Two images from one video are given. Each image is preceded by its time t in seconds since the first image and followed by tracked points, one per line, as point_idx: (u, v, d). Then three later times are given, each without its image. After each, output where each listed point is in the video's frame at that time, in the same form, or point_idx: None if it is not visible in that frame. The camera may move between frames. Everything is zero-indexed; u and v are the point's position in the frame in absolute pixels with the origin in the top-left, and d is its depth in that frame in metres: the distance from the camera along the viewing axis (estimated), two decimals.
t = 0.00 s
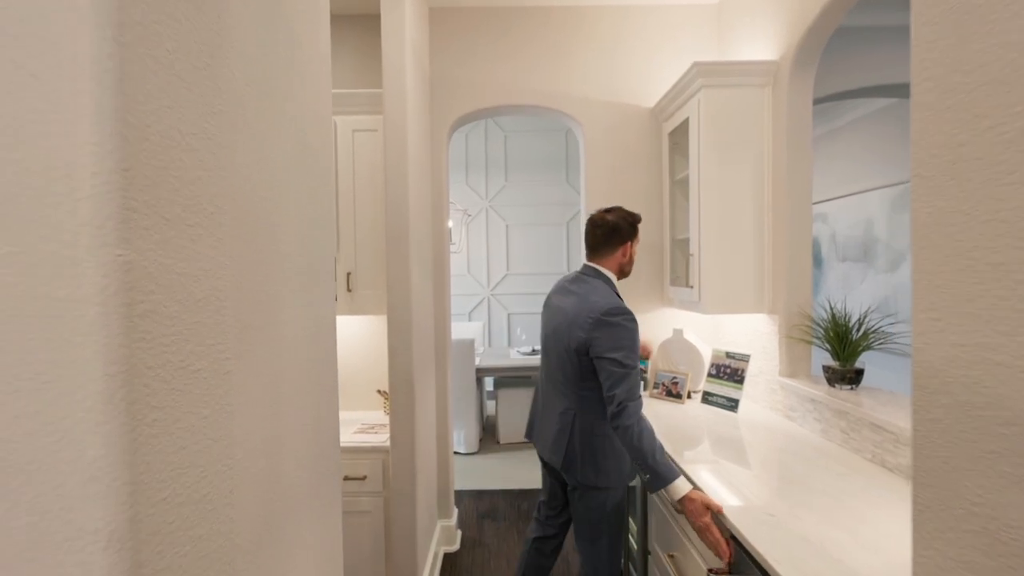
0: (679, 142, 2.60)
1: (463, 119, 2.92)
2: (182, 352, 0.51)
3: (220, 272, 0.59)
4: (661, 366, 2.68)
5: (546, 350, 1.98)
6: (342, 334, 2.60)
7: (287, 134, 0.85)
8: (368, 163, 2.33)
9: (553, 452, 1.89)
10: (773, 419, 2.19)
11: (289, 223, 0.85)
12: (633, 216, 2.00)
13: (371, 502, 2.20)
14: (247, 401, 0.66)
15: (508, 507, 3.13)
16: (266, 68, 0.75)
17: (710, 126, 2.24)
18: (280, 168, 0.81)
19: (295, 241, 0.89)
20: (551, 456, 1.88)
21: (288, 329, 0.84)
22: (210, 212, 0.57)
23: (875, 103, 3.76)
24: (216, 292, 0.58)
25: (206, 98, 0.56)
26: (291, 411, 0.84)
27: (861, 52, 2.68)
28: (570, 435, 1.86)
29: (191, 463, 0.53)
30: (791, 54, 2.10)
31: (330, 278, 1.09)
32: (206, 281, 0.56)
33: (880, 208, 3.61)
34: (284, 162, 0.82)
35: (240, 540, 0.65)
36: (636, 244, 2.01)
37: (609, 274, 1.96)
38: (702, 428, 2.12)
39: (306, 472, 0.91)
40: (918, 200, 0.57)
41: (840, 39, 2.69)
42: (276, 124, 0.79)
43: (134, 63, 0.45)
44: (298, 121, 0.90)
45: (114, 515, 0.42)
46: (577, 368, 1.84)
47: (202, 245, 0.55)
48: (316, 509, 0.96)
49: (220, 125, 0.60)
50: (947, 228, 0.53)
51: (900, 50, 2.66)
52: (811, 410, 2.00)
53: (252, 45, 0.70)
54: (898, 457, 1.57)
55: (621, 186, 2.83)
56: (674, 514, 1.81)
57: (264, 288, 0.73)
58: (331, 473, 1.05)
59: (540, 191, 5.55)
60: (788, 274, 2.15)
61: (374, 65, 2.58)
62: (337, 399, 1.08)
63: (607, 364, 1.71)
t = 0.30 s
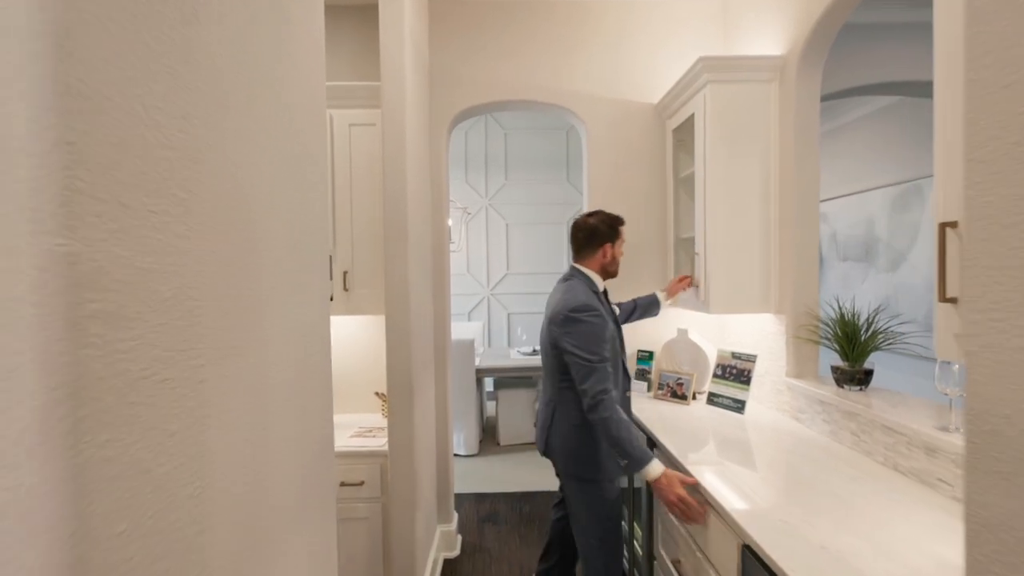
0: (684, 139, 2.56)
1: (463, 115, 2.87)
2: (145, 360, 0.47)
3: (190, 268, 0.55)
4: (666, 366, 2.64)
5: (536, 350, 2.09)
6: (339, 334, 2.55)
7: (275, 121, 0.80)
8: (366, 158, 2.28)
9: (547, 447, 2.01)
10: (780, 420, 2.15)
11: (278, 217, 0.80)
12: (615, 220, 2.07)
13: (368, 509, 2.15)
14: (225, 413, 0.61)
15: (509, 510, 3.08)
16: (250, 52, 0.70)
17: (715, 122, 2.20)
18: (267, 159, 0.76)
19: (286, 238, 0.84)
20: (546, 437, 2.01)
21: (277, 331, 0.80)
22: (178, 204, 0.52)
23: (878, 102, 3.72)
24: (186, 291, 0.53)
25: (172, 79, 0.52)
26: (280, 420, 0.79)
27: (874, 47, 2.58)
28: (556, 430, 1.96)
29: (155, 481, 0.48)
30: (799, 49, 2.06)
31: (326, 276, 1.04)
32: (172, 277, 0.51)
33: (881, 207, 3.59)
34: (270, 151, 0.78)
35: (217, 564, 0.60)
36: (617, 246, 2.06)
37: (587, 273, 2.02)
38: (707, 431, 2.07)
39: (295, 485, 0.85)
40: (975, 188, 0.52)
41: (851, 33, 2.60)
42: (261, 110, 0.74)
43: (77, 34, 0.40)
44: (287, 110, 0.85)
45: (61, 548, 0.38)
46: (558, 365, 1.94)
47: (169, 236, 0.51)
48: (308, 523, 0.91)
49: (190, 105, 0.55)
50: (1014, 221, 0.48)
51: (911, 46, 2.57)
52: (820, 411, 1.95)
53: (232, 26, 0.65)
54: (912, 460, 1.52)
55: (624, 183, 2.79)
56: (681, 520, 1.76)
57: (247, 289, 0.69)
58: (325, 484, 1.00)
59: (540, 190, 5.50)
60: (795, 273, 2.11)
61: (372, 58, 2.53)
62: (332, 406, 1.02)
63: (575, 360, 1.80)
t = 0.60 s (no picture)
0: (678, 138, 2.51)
1: (450, 112, 2.79)
2: (57, 390, 0.39)
3: (127, 277, 0.47)
4: (659, 369, 2.60)
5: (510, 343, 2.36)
6: (321, 338, 2.45)
7: (245, 109, 0.72)
8: (349, 154, 2.19)
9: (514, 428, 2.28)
10: (775, 424, 2.12)
11: (249, 218, 0.72)
12: (579, 225, 2.25)
13: (351, 521, 2.07)
14: (173, 445, 0.53)
15: (498, 517, 3.01)
16: (215, 31, 0.63)
17: (709, 121, 2.16)
18: (234, 152, 0.68)
19: (259, 240, 0.76)
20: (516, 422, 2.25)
21: (249, 343, 0.72)
22: (110, 202, 0.45)
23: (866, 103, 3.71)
24: (120, 303, 0.46)
25: (102, 54, 0.44)
26: (251, 441, 0.71)
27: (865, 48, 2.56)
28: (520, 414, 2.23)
29: (71, 539, 0.40)
30: (794, 48, 2.02)
31: (306, 281, 0.96)
32: (100, 289, 0.43)
33: (865, 209, 3.60)
34: (239, 145, 0.70)
35: None
36: (582, 249, 2.24)
37: (553, 275, 2.22)
38: (699, 435, 2.03)
39: (268, 515, 0.78)
40: None
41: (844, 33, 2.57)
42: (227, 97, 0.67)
43: None
44: (262, 99, 0.77)
45: None
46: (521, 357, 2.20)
47: (96, 239, 0.43)
48: (283, 553, 0.83)
49: (133, 88, 0.48)
50: None
51: (903, 47, 2.57)
52: (815, 415, 1.92)
53: None
54: (913, 466, 1.48)
55: (615, 183, 2.74)
56: (678, 529, 1.70)
57: (208, 299, 0.61)
58: (303, 509, 0.92)
59: (527, 189, 5.44)
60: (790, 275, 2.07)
61: (356, 51, 2.44)
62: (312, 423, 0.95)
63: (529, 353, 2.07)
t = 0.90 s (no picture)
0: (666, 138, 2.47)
1: (431, 109, 2.71)
2: None
3: (65, 289, 0.39)
4: (643, 373, 2.57)
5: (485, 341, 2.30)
6: (296, 342, 2.35)
7: (213, 93, 0.63)
8: (326, 150, 2.09)
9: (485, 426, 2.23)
10: (762, 428, 2.10)
11: (216, 218, 0.64)
12: (553, 225, 2.18)
13: (329, 536, 1.97)
14: (124, 488, 0.45)
15: (480, 524, 2.94)
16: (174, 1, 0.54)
17: (697, 122, 2.13)
18: (198, 143, 0.60)
19: (229, 244, 0.67)
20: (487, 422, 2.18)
21: (217, 360, 0.64)
22: (36, 200, 0.36)
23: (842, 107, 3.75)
24: (54, 322, 0.38)
25: (26, 19, 0.36)
26: (218, 471, 0.63)
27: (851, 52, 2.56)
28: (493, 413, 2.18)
29: None
30: (782, 49, 2.01)
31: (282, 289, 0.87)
32: (25, 307, 0.35)
33: (841, 211, 3.65)
34: (205, 134, 0.61)
35: None
36: (556, 249, 2.18)
37: (527, 276, 2.16)
38: (686, 440, 1.99)
39: (239, 551, 0.69)
40: None
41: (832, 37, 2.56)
42: (191, 80, 0.58)
43: None
44: (232, 84, 0.69)
45: None
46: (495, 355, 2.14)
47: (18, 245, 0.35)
48: None
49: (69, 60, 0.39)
50: None
51: (885, 50, 2.59)
52: (804, 419, 1.90)
53: None
54: (905, 471, 1.47)
55: (600, 183, 2.70)
56: (669, 538, 1.65)
57: (169, 313, 0.53)
58: (278, 538, 0.84)
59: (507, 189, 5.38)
60: (778, 277, 2.06)
61: (333, 44, 2.34)
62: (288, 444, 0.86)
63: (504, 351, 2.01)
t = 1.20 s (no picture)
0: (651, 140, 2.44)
1: (413, 106, 2.64)
2: None
3: None
4: (630, 376, 2.54)
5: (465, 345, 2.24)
6: (273, 346, 2.26)
7: (180, 78, 0.57)
8: (304, 147, 2.01)
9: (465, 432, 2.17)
10: (750, 430, 2.09)
11: (184, 218, 0.57)
12: (535, 228, 2.12)
13: (307, 548, 1.89)
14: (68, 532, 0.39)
15: (463, 531, 2.88)
16: None
17: (685, 122, 2.10)
18: (162, 132, 0.53)
19: (199, 247, 0.61)
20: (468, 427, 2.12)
21: (186, 376, 0.57)
22: None
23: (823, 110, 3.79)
24: None
25: None
26: (187, 499, 0.57)
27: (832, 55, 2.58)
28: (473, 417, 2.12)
29: None
30: (769, 49, 1.99)
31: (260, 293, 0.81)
32: None
33: (820, 213, 3.69)
34: (170, 123, 0.55)
35: None
36: (538, 253, 2.13)
37: (508, 280, 2.11)
38: (673, 444, 1.95)
39: None
40: None
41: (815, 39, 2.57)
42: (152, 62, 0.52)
43: None
44: (201, 69, 0.62)
45: None
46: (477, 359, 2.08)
47: None
48: None
49: None
50: None
51: (867, 54, 2.61)
52: (792, 422, 1.89)
53: None
54: (896, 475, 1.46)
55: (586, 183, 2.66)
56: (660, 546, 1.62)
57: (126, 325, 0.46)
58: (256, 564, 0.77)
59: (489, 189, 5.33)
60: (765, 280, 2.05)
61: (311, 37, 2.26)
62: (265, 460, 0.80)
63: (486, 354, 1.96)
